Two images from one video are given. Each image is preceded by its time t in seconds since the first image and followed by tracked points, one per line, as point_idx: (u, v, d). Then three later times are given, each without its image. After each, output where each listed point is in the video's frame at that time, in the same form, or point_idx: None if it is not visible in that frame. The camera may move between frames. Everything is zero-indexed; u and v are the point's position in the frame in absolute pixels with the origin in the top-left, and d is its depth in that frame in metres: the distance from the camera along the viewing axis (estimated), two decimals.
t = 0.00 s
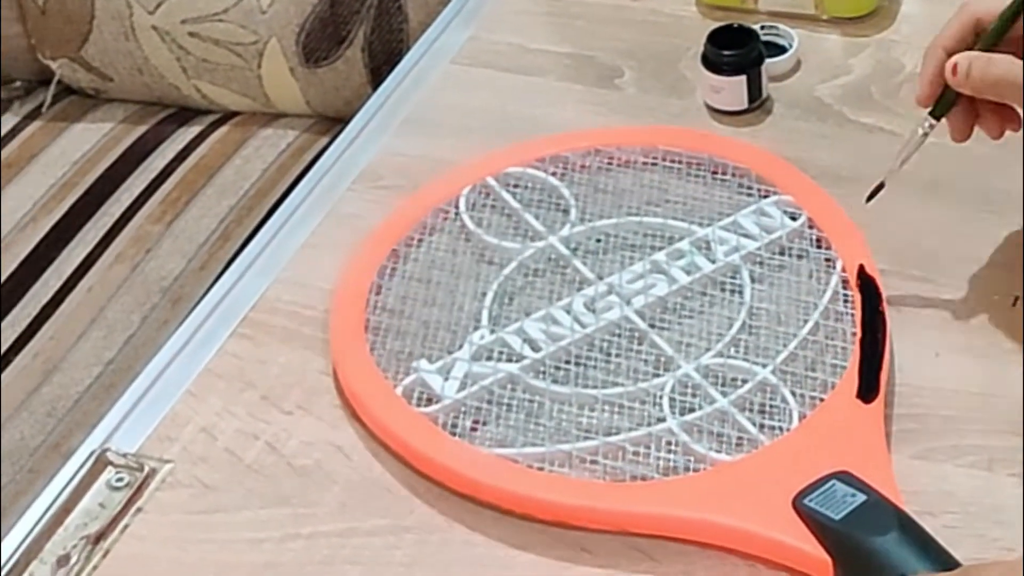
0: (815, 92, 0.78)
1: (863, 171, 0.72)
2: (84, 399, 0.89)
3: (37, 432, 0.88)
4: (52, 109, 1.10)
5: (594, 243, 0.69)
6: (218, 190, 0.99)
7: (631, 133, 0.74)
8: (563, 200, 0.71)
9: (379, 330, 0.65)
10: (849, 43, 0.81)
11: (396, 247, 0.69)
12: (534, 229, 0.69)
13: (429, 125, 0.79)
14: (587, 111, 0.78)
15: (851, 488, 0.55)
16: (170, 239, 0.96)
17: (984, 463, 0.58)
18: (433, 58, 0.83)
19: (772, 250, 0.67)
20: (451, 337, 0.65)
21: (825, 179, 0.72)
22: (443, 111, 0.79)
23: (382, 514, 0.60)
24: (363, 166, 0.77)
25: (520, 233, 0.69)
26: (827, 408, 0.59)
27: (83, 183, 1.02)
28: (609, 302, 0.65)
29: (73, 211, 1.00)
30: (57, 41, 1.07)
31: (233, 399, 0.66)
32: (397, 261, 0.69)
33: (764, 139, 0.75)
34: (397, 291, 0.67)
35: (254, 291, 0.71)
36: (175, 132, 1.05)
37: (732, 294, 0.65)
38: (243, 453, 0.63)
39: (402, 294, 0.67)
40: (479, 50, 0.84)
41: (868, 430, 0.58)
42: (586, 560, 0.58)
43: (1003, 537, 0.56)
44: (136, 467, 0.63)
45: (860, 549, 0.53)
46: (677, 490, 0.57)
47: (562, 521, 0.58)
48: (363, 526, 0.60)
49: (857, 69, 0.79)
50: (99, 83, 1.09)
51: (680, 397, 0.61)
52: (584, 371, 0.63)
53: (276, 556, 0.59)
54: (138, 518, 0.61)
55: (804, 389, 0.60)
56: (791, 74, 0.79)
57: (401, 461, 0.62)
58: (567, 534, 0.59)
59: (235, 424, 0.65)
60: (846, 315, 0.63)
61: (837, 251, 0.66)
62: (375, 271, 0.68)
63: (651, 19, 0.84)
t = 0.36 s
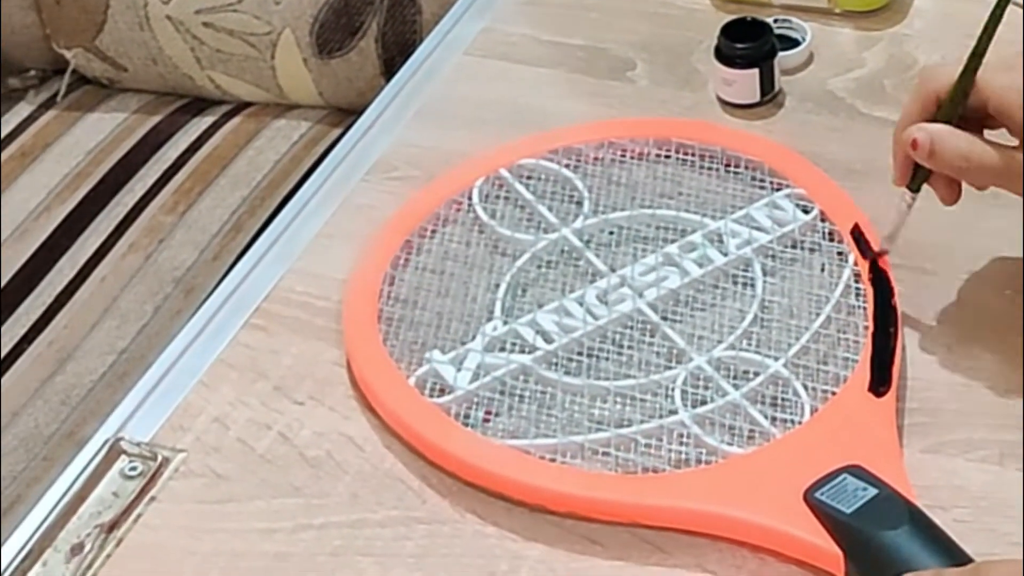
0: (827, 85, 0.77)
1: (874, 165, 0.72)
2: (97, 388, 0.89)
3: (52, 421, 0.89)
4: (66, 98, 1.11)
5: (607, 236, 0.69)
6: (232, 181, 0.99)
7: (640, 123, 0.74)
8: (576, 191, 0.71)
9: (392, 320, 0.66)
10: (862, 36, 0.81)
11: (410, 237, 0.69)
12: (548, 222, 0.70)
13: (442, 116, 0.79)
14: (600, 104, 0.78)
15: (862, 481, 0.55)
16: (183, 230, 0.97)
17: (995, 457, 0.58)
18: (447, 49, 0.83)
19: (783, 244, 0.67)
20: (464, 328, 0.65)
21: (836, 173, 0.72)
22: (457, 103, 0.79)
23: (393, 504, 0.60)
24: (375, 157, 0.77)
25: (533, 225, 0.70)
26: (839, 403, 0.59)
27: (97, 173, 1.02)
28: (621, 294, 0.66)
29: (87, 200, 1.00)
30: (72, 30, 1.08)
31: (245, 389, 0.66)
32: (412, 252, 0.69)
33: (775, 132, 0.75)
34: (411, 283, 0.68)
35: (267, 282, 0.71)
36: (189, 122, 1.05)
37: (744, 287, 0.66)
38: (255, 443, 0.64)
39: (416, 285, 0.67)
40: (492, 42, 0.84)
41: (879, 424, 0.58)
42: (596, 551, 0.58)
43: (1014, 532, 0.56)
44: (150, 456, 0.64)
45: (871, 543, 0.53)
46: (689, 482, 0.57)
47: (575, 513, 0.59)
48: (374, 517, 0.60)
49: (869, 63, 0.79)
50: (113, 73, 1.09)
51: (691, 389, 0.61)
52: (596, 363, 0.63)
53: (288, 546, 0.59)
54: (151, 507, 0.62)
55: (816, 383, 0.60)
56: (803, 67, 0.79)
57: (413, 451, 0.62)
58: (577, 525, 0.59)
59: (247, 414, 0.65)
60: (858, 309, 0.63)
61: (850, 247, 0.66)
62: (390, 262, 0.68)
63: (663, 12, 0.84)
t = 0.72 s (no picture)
0: (830, 83, 0.77)
1: (877, 164, 0.72)
2: (101, 389, 0.89)
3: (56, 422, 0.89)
4: (69, 98, 1.11)
5: (611, 234, 0.69)
6: (235, 180, 0.99)
7: (640, 123, 0.74)
8: (579, 190, 0.71)
9: (395, 317, 0.66)
10: (865, 35, 0.81)
11: (414, 235, 0.69)
12: (551, 220, 0.69)
13: (444, 116, 0.79)
14: (603, 103, 0.78)
15: (866, 480, 0.55)
16: (187, 229, 0.97)
17: (998, 456, 0.58)
18: (450, 48, 0.83)
19: (787, 243, 0.67)
20: (467, 325, 0.65)
21: (839, 172, 0.72)
22: (460, 102, 0.79)
23: (396, 503, 0.60)
24: (378, 156, 0.77)
25: (537, 223, 0.69)
26: (842, 401, 0.59)
27: (101, 172, 1.02)
28: (625, 292, 0.65)
29: (91, 200, 1.00)
30: (76, 30, 1.08)
31: (249, 389, 0.66)
32: (415, 250, 0.69)
33: (778, 131, 0.75)
34: (414, 281, 0.67)
35: (270, 281, 0.71)
36: (193, 122, 1.05)
37: (747, 286, 0.65)
38: (259, 443, 0.64)
39: (419, 284, 0.67)
40: (495, 41, 0.84)
41: (882, 422, 0.58)
42: (600, 550, 0.58)
43: (1018, 530, 0.55)
44: (153, 456, 0.64)
45: (875, 541, 0.53)
46: (693, 479, 0.57)
47: (578, 510, 0.59)
48: (377, 516, 0.60)
49: (872, 61, 0.79)
50: (117, 73, 1.09)
51: (695, 387, 0.61)
52: (600, 361, 0.63)
53: (291, 546, 0.59)
54: (154, 507, 0.62)
55: (820, 381, 0.60)
56: (806, 66, 0.79)
57: (417, 448, 0.62)
58: (581, 524, 0.59)
59: (251, 413, 0.65)
60: (863, 308, 0.63)
61: (854, 246, 0.66)
62: (393, 260, 0.68)
63: (666, 11, 0.84)
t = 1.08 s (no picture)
0: (828, 85, 0.77)
1: (876, 165, 0.72)
2: (101, 393, 0.89)
3: (55, 427, 0.89)
4: (69, 102, 1.11)
5: (609, 237, 0.69)
6: (235, 184, 0.99)
7: (636, 125, 0.74)
8: (577, 193, 0.71)
9: (394, 319, 0.66)
10: (863, 37, 0.80)
11: (411, 239, 0.69)
12: (550, 223, 0.69)
13: (442, 118, 0.79)
14: (601, 106, 0.78)
15: (865, 482, 0.55)
16: (186, 233, 0.97)
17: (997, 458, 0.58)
18: (448, 50, 0.83)
19: (785, 245, 0.67)
20: (466, 328, 0.65)
21: (838, 173, 0.71)
22: (457, 104, 0.79)
23: (395, 507, 0.60)
24: (376, 159, 0.77)
25: (535, 226, 0.69)
26: (841, 403, 0.59)
27: (100, 176, 1.02)
28: (624, 294, 0.65)
29: (90, 204, 1.00)
30: (75, 33, 1.08)
31: (247, 393, 0.66)
32: (414, 252, 0.69)
33: (777, 133, 0.75)
34: (412, 284, 0.67)
35: (268, 284, 0.71)
36: (192, 125, 1.05)
37: (746, 288, 0.65)
38: (257, 447, 0.64)
39: (417, 287, 0.67)
40: (493, 44, 0.83)
41: (882, 423, 0.58)
42: (600, 553, 0.58)
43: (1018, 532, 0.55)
44: (152, 460, 0.64)
45: (874, 543, 0.53)
46: (692, 482, 0.57)
47: (577, 513, 0.58)
48: (376, 520, 0.60)
49: (870, 63, 0.78)
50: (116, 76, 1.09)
51: (694, 389, 0.61)
52: (598, 364, 0.63)
53: (290, 550, 0.59)
54: (153, 511, 0.62)
55: (819, 383, 0.60)
56: (804, 68, 0.79)
57: (416, 450, 0.62)
58: (580, 527, 0.59)
59: (250, 417, 0.65)
60: (860, 309, 0.63)
61: (853, 249, 0.65)
62: (391, 262, 0.68)
63: (665, 13, 0.84)
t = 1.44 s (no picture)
0: (830, 84, 0.77)
1: (876, 165, 0.72)
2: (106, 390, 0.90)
3: (60, 423, 0.89)
4: (74, 101, 1.11)
5: (656, 239, 0.68)
6: (239, 182, 0.99)
7: (704, 126, 0.74)
8: (630, 193, 0.70)
9: (437, 313, 0.66)
10: (864, 36, 0.81)
11: (463, 231, 0.70)
12: (599, 221, 0.69)
13: (445, 117, 0.79)
14: (603, 105, 0.78)
15: (876, 506, 0.54)
16: (191, 231, 0.97)
17: (997, 455, 0.58)
18: (451, 49, 0.83)
19: (828, 257, 0.66)
20: (506, 325, 0.65)
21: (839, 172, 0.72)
22: (459, 103, 0.80)
23: (397, 504, 0.60)
24: (379, 158, 0.77)
25: (585, 223, 0.70)
26: (862, 424, 0.58)
27: (105, 175, 1.02)
28: (662, 299, 0.65)
29: (95, 201, 1.01)
30: (80, 32, 1.08)
31: (250, 390, 0.66)
32: (464, 245, 0.69)
33: (778, 131, 0.75)
34: (461, 276, 0.68)
35: (273, 282, 0.71)
36: (197, 123, 1.06)
37: (784, 299, 0.65)
38: (261, 444, 0.64)
39: (466, 280, 0.68)
40: (497, 43, 0.84)
41: (903, 449, 0.57)
42: (602, 551, 0.58)
43: (1017, 530, 0.56)
44: (155, 458, 0.64)
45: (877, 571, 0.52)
46: (707, 494, 0.57)
47: (592, 519, 0.58)
48: (378, 516, 0.60)
49: (872, 62, 0.79)
50: (121, 75, 1.09)
51: (720, 400, 0.61)
52: (629, 367, 0.63)
53: (292, 547, 0.59)
54: (156, 507, 0.62)
55: (845, 402, 0.59)
56: (805, 67, 0.79)
57: (446, 452, 0.62)
58: (582, 525, 0.59)
59: (253, 414, 0.65)
60: (893, 329, 0.62)
61: (893, 263, 0.65)
62: (442, 254, 0.69)
63: (667, 12, 0.84)
